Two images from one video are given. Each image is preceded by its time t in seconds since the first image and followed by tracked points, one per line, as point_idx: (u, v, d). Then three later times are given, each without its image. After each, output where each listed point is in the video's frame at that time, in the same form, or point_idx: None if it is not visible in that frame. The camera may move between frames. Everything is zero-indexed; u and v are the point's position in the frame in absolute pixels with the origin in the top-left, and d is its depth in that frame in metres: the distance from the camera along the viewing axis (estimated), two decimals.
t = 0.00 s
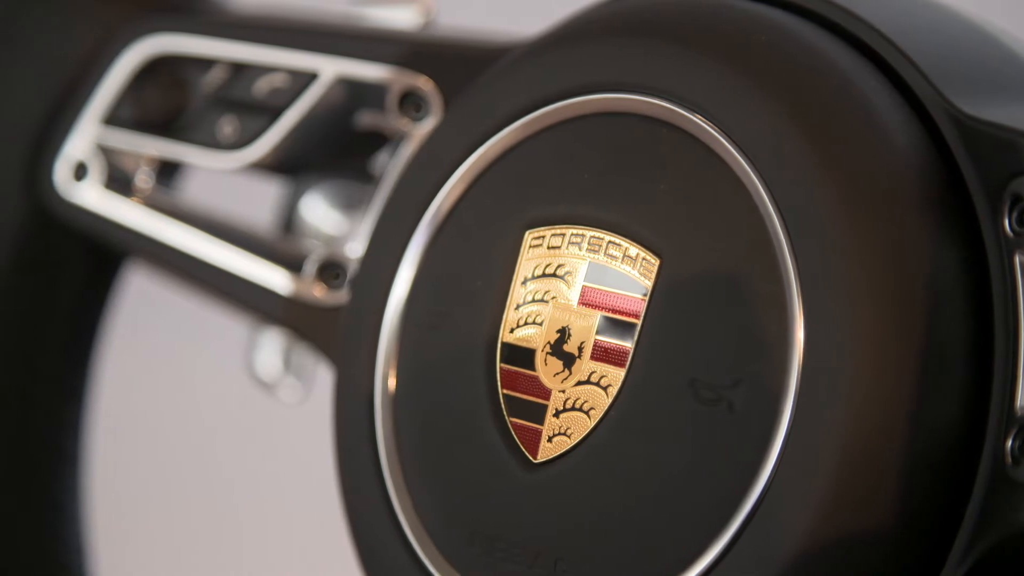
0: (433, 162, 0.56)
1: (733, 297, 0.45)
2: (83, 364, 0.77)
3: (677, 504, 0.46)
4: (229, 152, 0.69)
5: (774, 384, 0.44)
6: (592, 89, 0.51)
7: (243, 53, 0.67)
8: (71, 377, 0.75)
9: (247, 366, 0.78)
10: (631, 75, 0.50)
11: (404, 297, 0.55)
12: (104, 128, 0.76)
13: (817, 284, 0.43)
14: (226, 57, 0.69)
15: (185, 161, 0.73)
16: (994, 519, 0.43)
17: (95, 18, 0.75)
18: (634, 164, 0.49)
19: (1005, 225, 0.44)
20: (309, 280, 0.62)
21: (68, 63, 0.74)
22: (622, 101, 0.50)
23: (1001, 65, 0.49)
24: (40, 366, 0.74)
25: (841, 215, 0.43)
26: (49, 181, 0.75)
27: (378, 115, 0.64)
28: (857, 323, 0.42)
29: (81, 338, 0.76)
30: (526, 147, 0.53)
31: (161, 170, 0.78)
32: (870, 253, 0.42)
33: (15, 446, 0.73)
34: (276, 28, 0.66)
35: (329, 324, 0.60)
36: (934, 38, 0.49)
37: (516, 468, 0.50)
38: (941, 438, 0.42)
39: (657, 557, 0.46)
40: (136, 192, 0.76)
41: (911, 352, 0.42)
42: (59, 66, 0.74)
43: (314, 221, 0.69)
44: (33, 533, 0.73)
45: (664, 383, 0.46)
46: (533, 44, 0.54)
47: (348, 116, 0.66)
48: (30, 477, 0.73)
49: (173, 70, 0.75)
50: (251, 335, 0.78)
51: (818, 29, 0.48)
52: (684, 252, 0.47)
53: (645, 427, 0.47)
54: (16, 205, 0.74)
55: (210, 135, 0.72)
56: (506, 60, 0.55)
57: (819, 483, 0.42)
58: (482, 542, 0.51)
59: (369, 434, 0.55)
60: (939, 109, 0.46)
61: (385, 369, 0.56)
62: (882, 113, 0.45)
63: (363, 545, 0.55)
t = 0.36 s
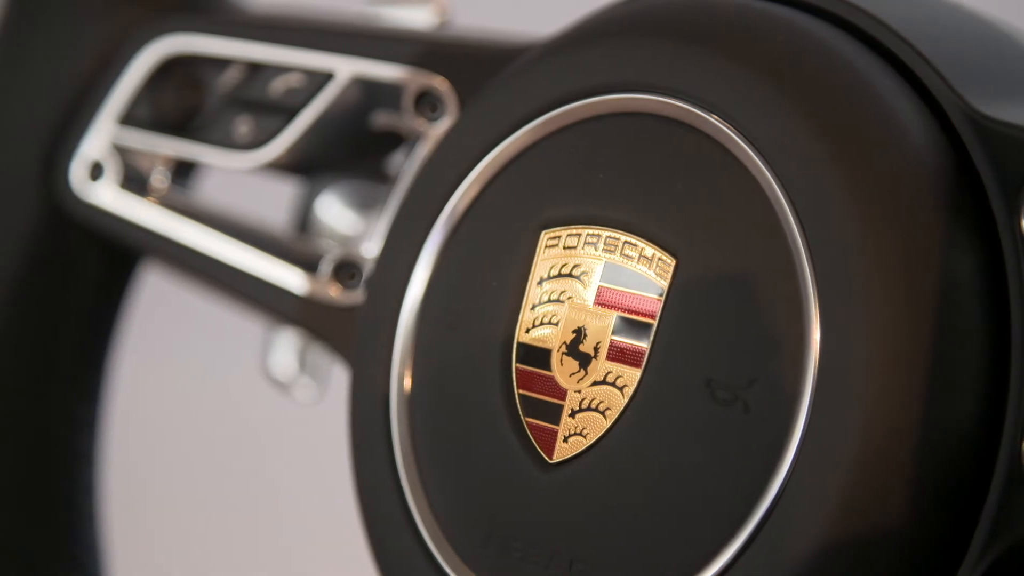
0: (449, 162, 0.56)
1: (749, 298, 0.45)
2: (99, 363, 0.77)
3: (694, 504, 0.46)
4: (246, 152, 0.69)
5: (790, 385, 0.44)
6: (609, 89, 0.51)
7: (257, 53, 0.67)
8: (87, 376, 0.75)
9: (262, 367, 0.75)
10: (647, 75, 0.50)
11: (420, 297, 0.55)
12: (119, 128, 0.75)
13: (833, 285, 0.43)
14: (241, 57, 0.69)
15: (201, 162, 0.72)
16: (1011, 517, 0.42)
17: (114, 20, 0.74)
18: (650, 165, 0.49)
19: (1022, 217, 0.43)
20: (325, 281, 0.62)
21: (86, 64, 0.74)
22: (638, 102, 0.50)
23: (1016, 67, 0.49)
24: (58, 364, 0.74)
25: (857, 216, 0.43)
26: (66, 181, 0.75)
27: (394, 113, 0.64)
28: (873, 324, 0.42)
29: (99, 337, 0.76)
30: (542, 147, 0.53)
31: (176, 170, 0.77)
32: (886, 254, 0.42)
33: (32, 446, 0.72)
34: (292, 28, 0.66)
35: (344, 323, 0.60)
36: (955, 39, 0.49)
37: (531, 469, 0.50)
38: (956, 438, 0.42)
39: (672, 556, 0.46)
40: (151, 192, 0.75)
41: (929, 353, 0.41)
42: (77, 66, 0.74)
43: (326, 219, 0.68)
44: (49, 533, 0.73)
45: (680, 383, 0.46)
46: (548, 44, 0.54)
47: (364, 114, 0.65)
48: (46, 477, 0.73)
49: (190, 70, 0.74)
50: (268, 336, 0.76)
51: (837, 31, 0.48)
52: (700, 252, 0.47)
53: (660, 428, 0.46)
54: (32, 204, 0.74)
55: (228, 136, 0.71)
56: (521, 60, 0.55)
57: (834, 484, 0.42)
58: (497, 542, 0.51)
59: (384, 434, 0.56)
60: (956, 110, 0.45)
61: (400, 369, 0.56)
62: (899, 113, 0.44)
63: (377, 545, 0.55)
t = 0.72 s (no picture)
0: (464, 163, 0.56)
1: (765, 298, 0.45)
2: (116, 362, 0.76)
3: (708, 505, 0.46)
4: (259, 152, 0.69)
5: (805, 385, 0.43)
6: (624, 89, 0.51)
7: (272, 53, 0.67)
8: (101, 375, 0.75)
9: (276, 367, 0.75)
10: (662, 75, 0.50)
11: (434, 297, 0.55)
12: (134, 128, 0.75)
13: (848, 284, 0.43)
14: (255, 56, 0.69)
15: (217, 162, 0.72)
16: None
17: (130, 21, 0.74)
18: (665, 165, 0.49)
19: None
20: (338, 280, 0.62)
21: (103, 65, 0.74)
22: (652, 101, 0.50)
23: None
24: (74, 364, 0.74)
25: (871, 215, 0.43)
26: (82, 181, 0.75)
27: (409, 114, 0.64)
28: (889, 324, 0.42)
29: (115, 337, 0.76)
30: (556, 147, 0.53)
31: (192, 169, 0.76)
32: (902, 254, 0.42)
33: (47, 447, 0.72)
34: (307, 28, 0.66)
35: (359, 324, 0.60)
36: (974, 40, 0.49)
37: (546, 469, 0.50)
38: (973, 438, 0.42)
39: (687, 558, 0.46)
40: (166, 192, 0.74)
41: (947, 354, 0.41)
42: (94, 67, 0.74)
43: (342, 220, 0.68)
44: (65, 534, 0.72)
45: (694, 383, 0.46)
46: (563, 45, 0.54)
47: (377, 115, 0.65)
48: (61, 477, 0.73)
49: (204, 69, 0.74)
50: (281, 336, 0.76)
51: (851, 31, 0.48)
52: (715, 252, 0.47)
53: (675, 428, 0.46)
54: (47, 204, 0.74)
55: (242, 136, 0.71)
56: (536, 60, 0.55)
57: (848, 485, 0.41)
58: (512, 542, 0.51)
59: (398, 434, 0.56)
60: (971, 110, 0.45)
61: (414, 369, 0.56)
62: (914, 113, 0.44)
63: (392, 545, 0.55)
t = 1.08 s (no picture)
0: (477, 163, 0.55)
1: (780, 299, 0.45)
2: (127, 363, 0.76)
3: (722, 505, 0.46)
4: (274, 153, 0.68)
5: (820, 386, 0.43)
6: (639, 89, 0.51)
7: (285, 53, 0.67)
8: (113, 375, 0.74)
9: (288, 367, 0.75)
10: (676, 76, 0.50)
11: (447, 297, 0.55)
12: (147, 128, 0.74)
13: (862, 285, 0.43)
14: (268, 57, 0.69)
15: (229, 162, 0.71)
16: None
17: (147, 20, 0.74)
18: (679, 166, 0.49)
19: None
20: (352, 281, 0.62)
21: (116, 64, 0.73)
22: (666, 101, 0.50)
23: None
24: (86, 365, 0.73)
25: (885, 216, 0.43)
26: (95, 181, 0.74)
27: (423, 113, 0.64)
28: (904, 325, 0.42)
29: (126, 338, 0.75)
30: (569, 147, 0.53)
31: (206, 171, 0.75)
32: (917, 254, 0.42)
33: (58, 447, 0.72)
34: (321, 27, 0.66)
35: (373, 324, 0.60)
36: (991, 42, 0.49)
37: (559, 470, 0.50)
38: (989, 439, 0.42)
39: (702, 559, 0.46)
40: (180, 192, 0.73)
41: (963, 357, 0.41)
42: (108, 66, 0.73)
43: (355, 219, 0.68)
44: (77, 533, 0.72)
45: (708, 384, 0.46)
46: (576, 44, 0.54)
47: (391, 115, 0.65)
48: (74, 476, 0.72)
49: (219, 70, 0.73)
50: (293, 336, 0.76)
51: (861, 29, 0.48)
52: (730, 253, 0.47)
53: (688, 429, 0.46)
54: (58, 203, 0.74)
55: (254, 135, 0.70)
56: (549, 60, 0.55)
57: (863, 486, 0.41)
58: (526, 542, 0.51)
59: (412, 434, 0.56)
60: (984, 110, 0.45)
61: (428, 369, 0.56)
62: (928, 112, 0.44)
63: (404, 544, 0.55)
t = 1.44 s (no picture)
0: (490, 163, 0.55)
1: (794, 299, 0.45)
2: (142, 364, 0.75)
3: (735, 506, 0.45)
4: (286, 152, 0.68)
5: (834, 387, 0.43)
6: (653, 89, 0.51)
7: (298, 53, 0.67)
8: (127, 376, 0.74)
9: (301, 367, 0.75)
10: (689, 76, 0.49)
11: (460, 298, 0.55)
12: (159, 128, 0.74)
13: (876, 284, 0.43)
14: (280, 57, 0.69)
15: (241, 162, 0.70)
16: None
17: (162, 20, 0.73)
18: (692, 166, 0.49)
19: None
20: (365, 282, 0.62)
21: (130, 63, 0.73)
22: (679, 102, 0.50)
23: None
24: (99, 366, 0.73)
25: (898, 215, 0.43)
26: (108, 182, 0.74)
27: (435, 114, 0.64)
28: (918, 326, 0.41)
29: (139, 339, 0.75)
30: (582, 148, 0.53)
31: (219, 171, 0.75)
32: (931, 254, 0.42)
33: (72, 449, 0.72)
34: (335, 28, 0.65)
35: (386, 324, 0.60)
36: (1008, 43, 0.48)
37: (572, 470, 0.50)
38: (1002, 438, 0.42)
39: (716, 560, 0.46)
40: (193, 193, 0.73)
41: (978, 356, 0.41)
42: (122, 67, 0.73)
43: (368, 219, 0.68)
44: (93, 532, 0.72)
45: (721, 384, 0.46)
46: (589, 45, 0.54)
47: (404, 115, 0.65)
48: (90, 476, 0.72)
49: (233, 69, 0.73)
50: (306, 336, 0.76)
51: (875, 28, 0.48)
52: (744, 253, 0.47)
53: (702, 429, 0.46)
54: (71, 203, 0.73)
55: (268, 135, 0.70)
56: (562, 61, 0.55)
57: (876, 487, 0.41)
58: (539, 543, 0.51)
59: (425, 435, 0.56)
60: (998, 110, 0.45)
61: (441, 370, 0.56)
62: (943, 112, 0.44)
63: (416, 544, 0.55)
